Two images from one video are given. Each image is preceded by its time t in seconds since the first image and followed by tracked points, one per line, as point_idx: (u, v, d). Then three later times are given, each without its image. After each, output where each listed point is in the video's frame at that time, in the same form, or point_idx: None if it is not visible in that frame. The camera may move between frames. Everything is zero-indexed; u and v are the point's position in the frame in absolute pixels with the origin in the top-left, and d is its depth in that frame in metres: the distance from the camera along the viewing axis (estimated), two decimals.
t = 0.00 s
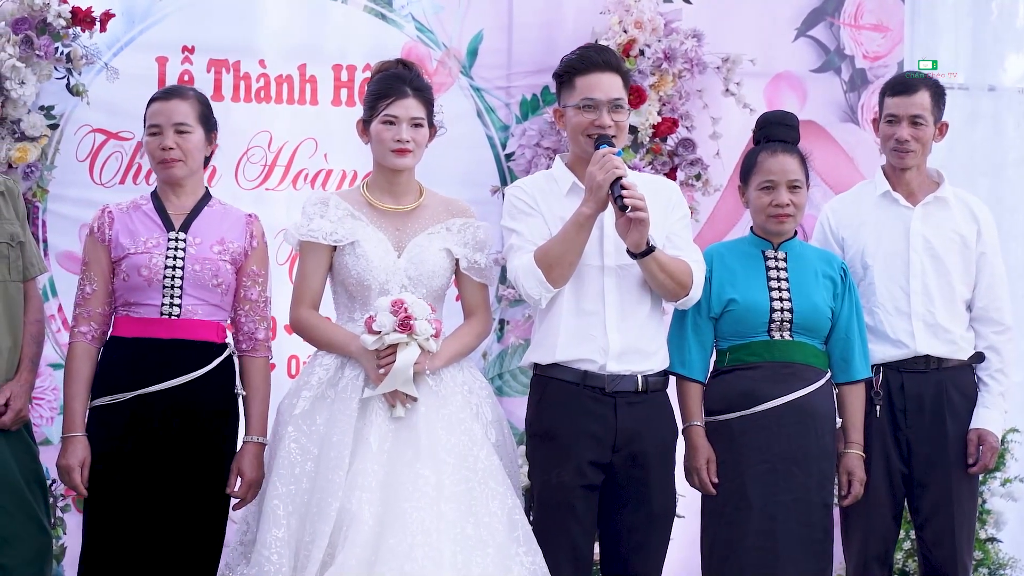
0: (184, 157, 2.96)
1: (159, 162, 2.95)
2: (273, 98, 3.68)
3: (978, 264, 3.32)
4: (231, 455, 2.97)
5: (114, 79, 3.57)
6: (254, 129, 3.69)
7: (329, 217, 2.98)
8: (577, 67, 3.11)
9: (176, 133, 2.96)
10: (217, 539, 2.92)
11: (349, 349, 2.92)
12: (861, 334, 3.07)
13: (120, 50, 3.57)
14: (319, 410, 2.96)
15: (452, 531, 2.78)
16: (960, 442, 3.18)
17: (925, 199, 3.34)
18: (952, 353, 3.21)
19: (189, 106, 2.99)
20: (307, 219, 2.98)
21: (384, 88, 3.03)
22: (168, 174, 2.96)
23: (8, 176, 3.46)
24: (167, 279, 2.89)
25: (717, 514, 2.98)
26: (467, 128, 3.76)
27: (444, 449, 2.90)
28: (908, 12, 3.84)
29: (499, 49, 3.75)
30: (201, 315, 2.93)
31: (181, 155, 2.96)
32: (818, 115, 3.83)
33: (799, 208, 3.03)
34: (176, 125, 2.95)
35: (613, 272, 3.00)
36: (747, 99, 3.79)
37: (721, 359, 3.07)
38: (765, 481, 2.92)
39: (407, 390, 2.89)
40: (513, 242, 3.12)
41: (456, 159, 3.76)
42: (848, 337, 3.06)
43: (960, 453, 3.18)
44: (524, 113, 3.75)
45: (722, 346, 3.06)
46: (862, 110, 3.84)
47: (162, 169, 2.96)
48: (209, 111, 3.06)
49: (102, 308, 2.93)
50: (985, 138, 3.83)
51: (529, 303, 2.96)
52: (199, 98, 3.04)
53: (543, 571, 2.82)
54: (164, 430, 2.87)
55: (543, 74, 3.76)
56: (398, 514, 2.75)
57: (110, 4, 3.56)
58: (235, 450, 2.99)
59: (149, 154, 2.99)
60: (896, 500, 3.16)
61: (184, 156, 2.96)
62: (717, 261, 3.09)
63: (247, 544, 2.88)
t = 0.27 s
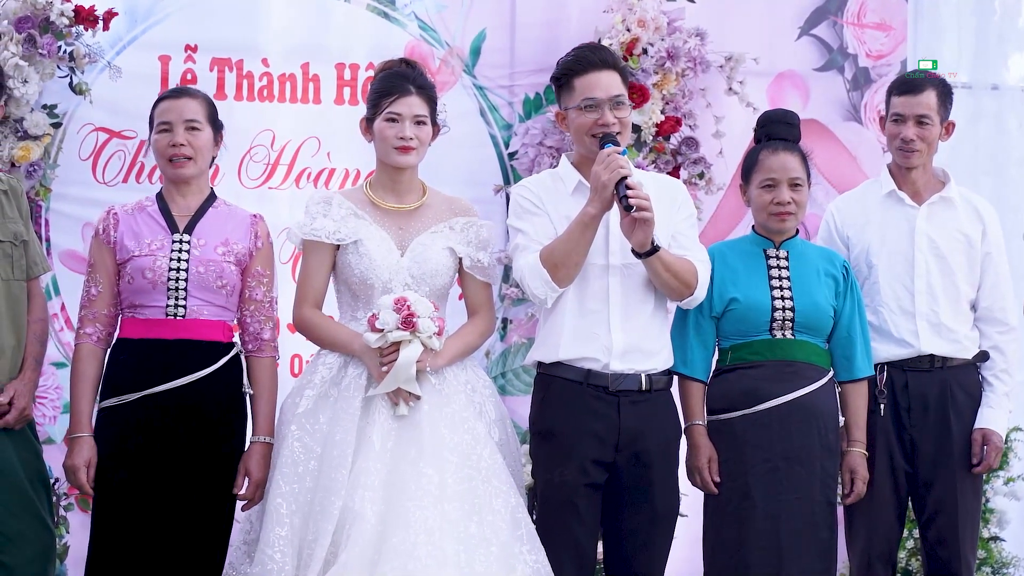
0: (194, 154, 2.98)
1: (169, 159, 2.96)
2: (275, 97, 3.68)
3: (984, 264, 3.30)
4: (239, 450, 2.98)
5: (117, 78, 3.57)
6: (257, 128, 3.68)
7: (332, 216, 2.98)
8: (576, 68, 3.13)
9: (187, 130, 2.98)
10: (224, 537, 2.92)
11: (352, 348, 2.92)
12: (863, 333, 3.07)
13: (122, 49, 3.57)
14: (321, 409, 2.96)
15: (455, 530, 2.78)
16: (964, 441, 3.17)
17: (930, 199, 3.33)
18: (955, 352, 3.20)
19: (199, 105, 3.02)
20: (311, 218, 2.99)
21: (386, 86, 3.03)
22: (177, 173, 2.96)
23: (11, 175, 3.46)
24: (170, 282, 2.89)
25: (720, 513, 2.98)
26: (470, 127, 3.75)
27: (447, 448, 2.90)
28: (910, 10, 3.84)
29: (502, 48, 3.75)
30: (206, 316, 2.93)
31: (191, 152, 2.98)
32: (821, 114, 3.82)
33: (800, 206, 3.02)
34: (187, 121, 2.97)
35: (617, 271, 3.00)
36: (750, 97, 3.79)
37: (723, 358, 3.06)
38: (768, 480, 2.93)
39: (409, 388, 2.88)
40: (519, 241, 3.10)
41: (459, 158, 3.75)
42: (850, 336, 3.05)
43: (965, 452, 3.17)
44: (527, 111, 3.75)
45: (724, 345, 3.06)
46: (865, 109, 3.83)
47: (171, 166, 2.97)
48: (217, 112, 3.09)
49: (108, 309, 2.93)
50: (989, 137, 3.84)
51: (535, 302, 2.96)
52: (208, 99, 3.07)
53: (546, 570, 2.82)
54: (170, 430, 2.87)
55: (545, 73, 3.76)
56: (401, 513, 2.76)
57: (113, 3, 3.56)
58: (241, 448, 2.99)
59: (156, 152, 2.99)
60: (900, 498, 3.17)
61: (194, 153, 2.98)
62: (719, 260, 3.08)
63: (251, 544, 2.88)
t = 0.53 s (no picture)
0: (196, 152, 2.98)
1: (171, 157, 2.96)
2: (276, 96, 3.67)
3: (985, 265, 3.33)
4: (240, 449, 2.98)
5: (117, 78, 3.57)
6: (258, 128, 3.68)
7: (333, 215, 2.98)
8: (576, 67, 3.14)
9: (188, 129, 2.98)
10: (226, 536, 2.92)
11: (353, 347, 2.92)
12: (863, 332, 3.07)
13: (123, 48, 3.56)
14: (322, 408, 2.95)
15: (456, 529, 2.77)
16: (965, 443, 3.16)
17: (933, 199, 3.35)
18: (958, 351, 3.20)
19: (199, 104, 3.03)
20: (311, 217, 2.98)
21: (387, 85, 3.03)
22: (179, 170, 2.96)
23: (11, 175, 3.46)
24: (174, 278, 2.88)
25: (720, 513, 2.98)
26: (471, 126, 3.75)
27: (448, 447, 2.90)
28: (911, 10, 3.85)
29: (503, 48, 3.75)
30: (208, 313, 2.92)
31: (193, 150, 2.98)
32: (822, 113, 3.82)
33: (800, 205, 3.01)
34: (188, 120, 2.98)
35: (617, 270, 2.99)
36: (751, 97, 3.79)
37: (723, 357, 3.06)
38: (767, 479, 2.93)
39: (409, 387, 2.87)
40: (520, 240, 3.09)
41: (460, 157, 3.74)
42: (849, 334, 3.05)
43: (966, 453, 3.16)
44: (528, 111, 3.74)
45: (724, 344, 3.06)
46: (866, 108, 3.82)
47: (173, 165, 2.97)
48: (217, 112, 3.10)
49: (109, 309, 2.93)
50: (990, 137, 3.85)
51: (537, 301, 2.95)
52: (207, 99, 3.08)
53: (547, 569, 2.82)
54: (171, 429, 2.86)
55: (546, 72, 3.75)
56: (402, 511, 2.76)
57: (113, 2, 3.55)
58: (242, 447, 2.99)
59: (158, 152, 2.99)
60: (900, 498, 3.17)
61: (196, 152, 2.98)
62: (718, 259, 3.08)
63: (252, 543, 2.88)
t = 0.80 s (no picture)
0: (207, 155, 3.00)
1: (185, 157, 2.97)
2: (275, 95, 3.67)
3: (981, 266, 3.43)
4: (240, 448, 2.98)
5: (116, 77, 3.57)
6: (256, 127, 3.68)
7: (331, 214, 2.98)
8: (576, 66, 3.14)
9: (201, 130, 2.99)
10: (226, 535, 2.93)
11: (351, 346, 2.93)
12: (860, 331, 3.07)
13: (122, 47, 3.56)
14: (319, 407, 2.96)
15: (454, 528, 2.78)
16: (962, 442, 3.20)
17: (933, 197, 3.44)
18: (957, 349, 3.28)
19: (205, 105, 3.04)
20: (309, 216, 2.98)
21: (388, 84, 3.03)
22: (192, 171, 2.98)
23: (10, 174, 3.45)
24: (174, 277, 2.89)
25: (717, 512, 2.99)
26: (469, 126, 3.75)
27: (446, 446, 2.90)
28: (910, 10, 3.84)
29: (502, 46, 3.74)
30: (208, 312, 2.92)
31: (204, 151, 3.00)
32: (821, 112, 3.82)
33: (797, 205, 3.01)
34: (201, 121, 2.99)
35: (615, 270, 2.99)
36: (749, 96, 3.78)
37: (720, 356, 3.06)
38: (763, 478, 2.93)
39: (415, 382, 2.88)
40: (519, 238, 3.08)
41: (459, 156, 3.74)
42: (847, 333, 3.05)
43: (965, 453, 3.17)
44: (527, 110, 3.74)
45: (721, 343, 3.06)
46: (865, 107, 3.82)
47: (183, 165, 2.98)
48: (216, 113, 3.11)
49: (109, 309, 2.93)
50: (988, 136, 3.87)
51: (534, 299, 2.96)
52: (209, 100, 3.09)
53: (544, 568, 2.83)
54: (171, 430, 2.86)
55: (545, 72, 3.75)
56: (400, 510, 2.76)
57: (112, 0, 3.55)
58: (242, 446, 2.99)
59: (166, 149, 2.98)
60: (901, 497, 3.18)
61: (206, 154, 3.00)
62: (716, 258, 3.08)
63: (249, 542, 2.89)
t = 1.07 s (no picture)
0: (204, 158, 3.01)
1: (182, 160, 2.97)
2: (268, 96, 3.68)
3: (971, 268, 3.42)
4: (234, 450, 2.98)
5: (109, 78, 3.57)
6: (250, 127, 3.68)
7: (322, 215, 2.98)
8: (571, 67, 3.14)
9: (198, 133, 3.00)
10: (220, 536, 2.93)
11: (341, 347, 2.93)
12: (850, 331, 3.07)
13: (115, 48, 3.56)
14: (310, 408, 2.96)
15: (443, 528, 2.80)
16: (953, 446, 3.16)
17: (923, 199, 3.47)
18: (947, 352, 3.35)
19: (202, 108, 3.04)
20: (300, 217, 2.98)
21: (380, 86, 3.03)
22: (189, 174, 2.99)
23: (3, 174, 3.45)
24: (166, 280, 2.89)
25: (708, 513, 3.00)
26: (462, 127, 3.74)
27: (437, 447, 2.91)
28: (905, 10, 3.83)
29: (496, 47, 3.74)
30: (200, 314, 2.92)
31: (201, 155, 3.01)
32: (814, 113, 3.82)
33: (787, 206, 3.01)
34: (200, 125, 3.00)
35: (605, 272, 2.98)
36: (743, 97, 3.78)
37: (710, 358, 3.06)
38: (755, 478, 2.94)
39: (404, 386, 2.88)
40: (509, 238, 3.08)
41: (453, 158, 3.73)
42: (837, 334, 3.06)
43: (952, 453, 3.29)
44: (520, 111, 3.74)
45: (712, 345, 3.06)
46: (858, 109, 3.83)
47: (181, 167, 2.98)
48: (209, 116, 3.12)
49: (101, 313, 2.93)
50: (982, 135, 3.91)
51: (524, 298, 2.95)
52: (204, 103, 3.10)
53: (535, 569, 2.84)
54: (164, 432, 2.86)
55: (539, 73, 3.75)
56: (390, 511, 2.77)
57: (105, 1, 3.55)
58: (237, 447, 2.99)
59: (162, 151, 2.98)
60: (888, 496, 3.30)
61: (204, 157, 3.02)
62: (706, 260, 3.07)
63: (240, 543, 2.88)
